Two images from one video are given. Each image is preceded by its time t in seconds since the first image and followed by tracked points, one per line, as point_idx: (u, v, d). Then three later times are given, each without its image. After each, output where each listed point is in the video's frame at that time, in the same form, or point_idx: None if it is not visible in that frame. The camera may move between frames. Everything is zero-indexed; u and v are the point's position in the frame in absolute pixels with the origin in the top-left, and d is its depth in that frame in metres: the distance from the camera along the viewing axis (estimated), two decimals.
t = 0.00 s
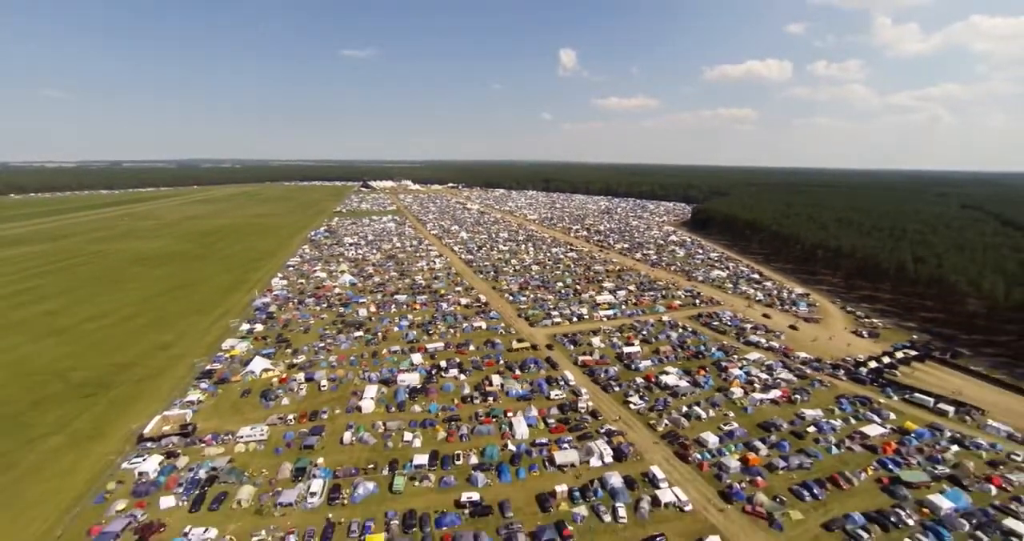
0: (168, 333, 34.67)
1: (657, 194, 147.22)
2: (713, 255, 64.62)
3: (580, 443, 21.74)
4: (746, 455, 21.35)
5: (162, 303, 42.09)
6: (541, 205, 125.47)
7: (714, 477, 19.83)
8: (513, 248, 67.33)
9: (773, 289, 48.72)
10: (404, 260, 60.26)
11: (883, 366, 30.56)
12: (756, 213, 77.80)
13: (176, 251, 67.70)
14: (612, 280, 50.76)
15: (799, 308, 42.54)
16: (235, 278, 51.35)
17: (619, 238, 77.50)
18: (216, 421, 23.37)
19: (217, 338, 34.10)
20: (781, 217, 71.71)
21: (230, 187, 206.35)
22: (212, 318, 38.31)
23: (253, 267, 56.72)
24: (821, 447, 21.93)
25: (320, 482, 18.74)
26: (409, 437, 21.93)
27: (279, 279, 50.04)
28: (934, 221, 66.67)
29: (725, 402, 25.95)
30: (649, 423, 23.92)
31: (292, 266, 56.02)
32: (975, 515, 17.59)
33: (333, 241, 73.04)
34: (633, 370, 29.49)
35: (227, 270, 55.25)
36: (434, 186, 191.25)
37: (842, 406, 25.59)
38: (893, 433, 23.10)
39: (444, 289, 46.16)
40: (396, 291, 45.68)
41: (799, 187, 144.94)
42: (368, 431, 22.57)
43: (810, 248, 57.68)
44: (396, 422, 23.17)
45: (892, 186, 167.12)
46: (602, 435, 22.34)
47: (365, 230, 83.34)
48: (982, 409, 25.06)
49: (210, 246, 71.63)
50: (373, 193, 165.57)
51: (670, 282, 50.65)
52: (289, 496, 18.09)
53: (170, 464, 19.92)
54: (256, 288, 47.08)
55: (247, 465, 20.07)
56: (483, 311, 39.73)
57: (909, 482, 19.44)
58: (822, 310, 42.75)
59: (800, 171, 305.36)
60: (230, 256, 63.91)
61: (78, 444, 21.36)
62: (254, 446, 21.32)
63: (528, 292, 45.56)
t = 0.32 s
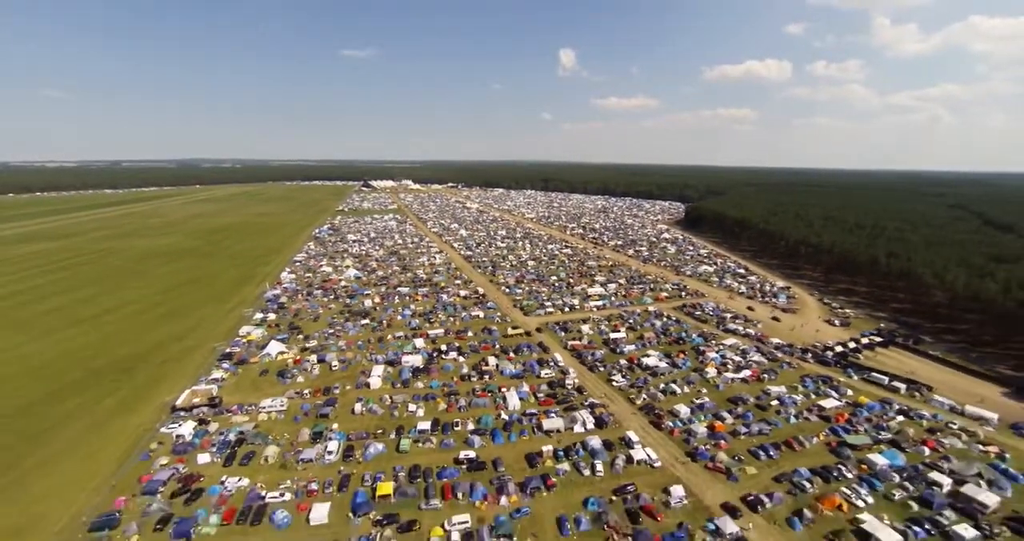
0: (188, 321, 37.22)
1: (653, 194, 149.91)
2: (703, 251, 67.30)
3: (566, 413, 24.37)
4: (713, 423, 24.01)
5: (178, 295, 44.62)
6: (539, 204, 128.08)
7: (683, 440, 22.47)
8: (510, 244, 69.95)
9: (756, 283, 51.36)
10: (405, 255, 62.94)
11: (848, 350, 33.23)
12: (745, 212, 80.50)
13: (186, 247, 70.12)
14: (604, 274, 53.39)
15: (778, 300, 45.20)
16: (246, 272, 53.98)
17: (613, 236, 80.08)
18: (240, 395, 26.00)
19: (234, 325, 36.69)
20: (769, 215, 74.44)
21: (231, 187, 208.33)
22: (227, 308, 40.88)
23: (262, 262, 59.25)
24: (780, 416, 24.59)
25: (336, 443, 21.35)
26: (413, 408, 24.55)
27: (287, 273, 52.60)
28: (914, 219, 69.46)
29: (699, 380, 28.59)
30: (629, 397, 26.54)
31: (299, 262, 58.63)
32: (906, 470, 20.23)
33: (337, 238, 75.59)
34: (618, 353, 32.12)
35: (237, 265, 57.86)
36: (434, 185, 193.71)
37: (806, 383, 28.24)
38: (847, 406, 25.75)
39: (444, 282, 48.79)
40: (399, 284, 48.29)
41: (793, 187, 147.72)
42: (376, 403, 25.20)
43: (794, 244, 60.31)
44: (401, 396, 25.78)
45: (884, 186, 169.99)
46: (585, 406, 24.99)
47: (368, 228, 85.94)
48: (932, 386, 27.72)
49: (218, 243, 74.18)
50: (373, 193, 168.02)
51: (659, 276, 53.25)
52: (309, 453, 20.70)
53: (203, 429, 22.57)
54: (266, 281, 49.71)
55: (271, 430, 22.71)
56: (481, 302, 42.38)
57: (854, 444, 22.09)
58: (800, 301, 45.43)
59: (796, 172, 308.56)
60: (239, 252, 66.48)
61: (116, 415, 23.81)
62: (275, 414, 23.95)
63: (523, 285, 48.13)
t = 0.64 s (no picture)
0: (205, 311, 39.75)
1: (649, 194, 152.72)
2: (693, 248, 69.98)
3: (554, 388, 27.02)
4: (686, 396, 26.65)
5: (192, 288, 47.10)
6: (537, 203, 130.70)
7: (658, 410, 25.11)
8: (507, 241, 72.53)
9: (741, 276, 54.04)
10: (406, 252, 65.62)
11: (819, 336, 35.88)
12: (735, 210, 83.18)
13: (194, 245, 72.50)
14: (597, 269, 56.03)
15: (760, 292, 47.88)
16: (254, 267, 56.29)
17: (607, 233, 82.72)
18: (258, 374, 28.63)
19: (247, 314, 39.22)
20: (758, 213, 76.98)
21: (233, 187, 210.60)
22: (239, 299, 43.40)
23: (268, 258, 61.63)
24: (747, 391, 27.26)
25: (348, 412, 23.97)
26: (417, 383, 27.16)
27: (294, 268, 55.18)
28: (896, 217, 72.22)
29: (677, 361, 31.23)
30: (612, 375, 29.14)
31: (304, 258, 61.10)
32: (853, 435, 22.93)
33: (340, 236, 78.22)
34: (605, 338, 34.75)
35: (245, 261, 60.15)
36: (433, 185, 196.36)
37: (775, 364, 30.90)
38: (810, 383, 28.47)
39: (445, 276, 51.38)
40: (401, 278, 50.88)
41: (786, 186, 150.72)
42: (383, 380, 27.85)
43: (780, 240, 62.95)
44: (406, 374, 28.45)
45: (878, 185, 172.81)
46: (573, 383, 27.64)
47: (370, 226, 88.56)
48: (889, 367, 30.40)
49: (225, 240, 76.65)
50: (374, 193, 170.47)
51: (649, 271, 55.89)
52: (325, 420, 23.30)
53: (229, 402, 25.18)
54: (274, 276, 52.14)
55: (289, 403, 25.33)
56: (479, 294, 44.96)
57: (811, 414, 24.76)
58: (780, 293, 48.12)
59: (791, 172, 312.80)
60: (246, 249, 68.82)
61: (151, 389, 26.54)
62: (292, 389, 26.56)
63: (520, 278, 50.79)
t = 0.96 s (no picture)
0: (219, 302, 42.33)
1: (646, 194, 155.29)
2: (683, 244, 72.61)
3: (544, 368, 29.62)
4: (664, 375, 29.26)
5: (204, 282, 49.58)
6: (535, 202, 133.19)
7: (638, 386, 27.73)
8: (505, 239, 75.10)
9: (727, 271, 56.65)
10: (408, 248, 68.19)
11: (793, 324, 38.52)
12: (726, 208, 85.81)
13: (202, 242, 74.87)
14: (590, 264, 58.64)
15: (743, 285, 50.50)
16: (262, 263, 58.82)
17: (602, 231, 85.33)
18: (274, 356, 31.27)
19: (259, 305, 41.76)
20: (748, 211, 79.63)
21: (235, 186, 212.73)
22: (250, 291, 45.92)
23: (274, 255, 64.10)
24: (720, 370, 29.92)
25: (358, 387, 26.60)
26: (419, 363, 29.78)
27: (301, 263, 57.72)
28: (880, 214, 74.87)
29: (659, 346, 33.83)
30: (598, 357, 31.70)
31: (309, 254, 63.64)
32: (811, 406, 25.59)
33: (343, 233, 80.69)
34: (593, 326, 37.32)
35: (252, 257, 62.66)
36: (433, 185, 198.82)
37: (749, 348, 33.50)
38: (778, 364, 31.09)
39: (445, 271, 53.96)
40: (403, 272, 53.47)
41: (780, 185, 153.35)
42: (389, 361, 30.47)
43: (766, 236, 65.54)
44: (409, 356, 31.08)
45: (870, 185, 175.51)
46: (561, 364, 30.23)
47: (372, 224, 91.12)
48: (854, 350, 33.04)
49: (231, 238, 79.10)
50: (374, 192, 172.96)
51: (640, 266, 58.47)
52: (337, 393, 25.93)
53: (249, 379, 27.80)
54: (281, 271, 54.66)
55: (304, 380, 27.97)
56: (477, 286, 47.51)
57: (775, 389, 27.42)
58: (763, 286, 50.73)
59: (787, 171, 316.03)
60: (253, 246, 71.29)
61: (176, 369, 29.13)
62: (306, 368, 29.19)
63: (516, 272, 53.40)
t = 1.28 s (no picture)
0: (232, 293, 44.97)
1: (643, 193, 157.58)
2: (676, 241, 75.17)
3: (537, 351, 32.21)
4: (646, 357, 31.87)
5: (216, 275, 52.14)
6: (534, 201, 135.63)
7: (621, 366, 30.36)
8: (503, 236, 77.63)
9: (715, 266, 59.16)
10: (409, 245, 70.80)
11: (771, 313, 41.09)
12: (718, 207, 88.27)
13: (210, 239, 77.42)
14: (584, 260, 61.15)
15: (729, 278, 53.05)
16: (270, 258, 61.32)
17: (598, 229, 87.85)
18: (288, 340, 33.91)
19: (270, 296, 44.40)
20: (739, 210, 82.11)
21: (238, 186, 215.30)
22: (261, 283, 48.55)
23: (281, 251, 66.55)
24: (698, 353, 32.56)
25: (366, 366, 29.24)
26: (421, 347, 32.38)
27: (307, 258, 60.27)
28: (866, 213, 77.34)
29: (644, 332, 36.43)
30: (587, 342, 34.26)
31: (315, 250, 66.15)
32: (777, 383, 28.24)
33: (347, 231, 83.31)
34: (584, 315, 39.90)
35: (260, 253, 65.17)
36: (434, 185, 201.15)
37: (727, 334, 36.11)
38: (753, 348, 33.70)
39: (446, 265, 56.50)
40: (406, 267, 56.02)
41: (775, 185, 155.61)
42: (393, 344, 33.09)
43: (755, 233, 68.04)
44: (412, 340, 33.70)
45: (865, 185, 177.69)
46: (553, 347, 32.84)
47: (375, 223, 93.66)
48: (823, 336, 35.68)
49: (238, 235, 81.69)
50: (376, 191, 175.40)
51: (632, 262, 61.01)
52: (347, 371, 28.53)
53: (266, 360, 30.42)
54: (289, 265, 57.22)
55: (316, 360, 30.60)
56: (475, 279, 50.06)
57: (746, 369, 30.07)
58: (748, 280, 53.28)
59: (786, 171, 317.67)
60: (259, 242, 73.84)
61: (199, 350, 31.78)
62: (318, 350, 31.82)
63: (513, 267, 55.97)
